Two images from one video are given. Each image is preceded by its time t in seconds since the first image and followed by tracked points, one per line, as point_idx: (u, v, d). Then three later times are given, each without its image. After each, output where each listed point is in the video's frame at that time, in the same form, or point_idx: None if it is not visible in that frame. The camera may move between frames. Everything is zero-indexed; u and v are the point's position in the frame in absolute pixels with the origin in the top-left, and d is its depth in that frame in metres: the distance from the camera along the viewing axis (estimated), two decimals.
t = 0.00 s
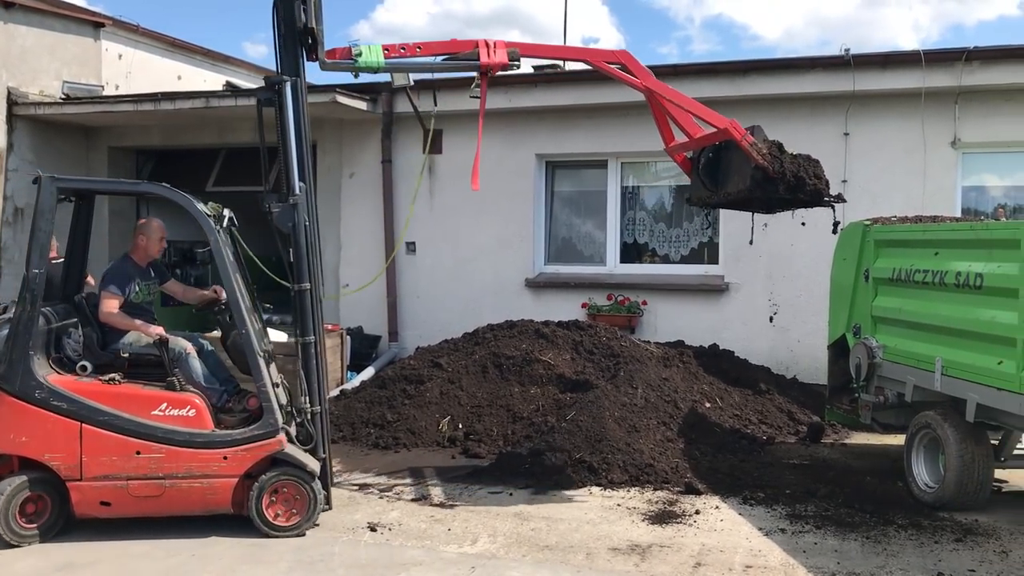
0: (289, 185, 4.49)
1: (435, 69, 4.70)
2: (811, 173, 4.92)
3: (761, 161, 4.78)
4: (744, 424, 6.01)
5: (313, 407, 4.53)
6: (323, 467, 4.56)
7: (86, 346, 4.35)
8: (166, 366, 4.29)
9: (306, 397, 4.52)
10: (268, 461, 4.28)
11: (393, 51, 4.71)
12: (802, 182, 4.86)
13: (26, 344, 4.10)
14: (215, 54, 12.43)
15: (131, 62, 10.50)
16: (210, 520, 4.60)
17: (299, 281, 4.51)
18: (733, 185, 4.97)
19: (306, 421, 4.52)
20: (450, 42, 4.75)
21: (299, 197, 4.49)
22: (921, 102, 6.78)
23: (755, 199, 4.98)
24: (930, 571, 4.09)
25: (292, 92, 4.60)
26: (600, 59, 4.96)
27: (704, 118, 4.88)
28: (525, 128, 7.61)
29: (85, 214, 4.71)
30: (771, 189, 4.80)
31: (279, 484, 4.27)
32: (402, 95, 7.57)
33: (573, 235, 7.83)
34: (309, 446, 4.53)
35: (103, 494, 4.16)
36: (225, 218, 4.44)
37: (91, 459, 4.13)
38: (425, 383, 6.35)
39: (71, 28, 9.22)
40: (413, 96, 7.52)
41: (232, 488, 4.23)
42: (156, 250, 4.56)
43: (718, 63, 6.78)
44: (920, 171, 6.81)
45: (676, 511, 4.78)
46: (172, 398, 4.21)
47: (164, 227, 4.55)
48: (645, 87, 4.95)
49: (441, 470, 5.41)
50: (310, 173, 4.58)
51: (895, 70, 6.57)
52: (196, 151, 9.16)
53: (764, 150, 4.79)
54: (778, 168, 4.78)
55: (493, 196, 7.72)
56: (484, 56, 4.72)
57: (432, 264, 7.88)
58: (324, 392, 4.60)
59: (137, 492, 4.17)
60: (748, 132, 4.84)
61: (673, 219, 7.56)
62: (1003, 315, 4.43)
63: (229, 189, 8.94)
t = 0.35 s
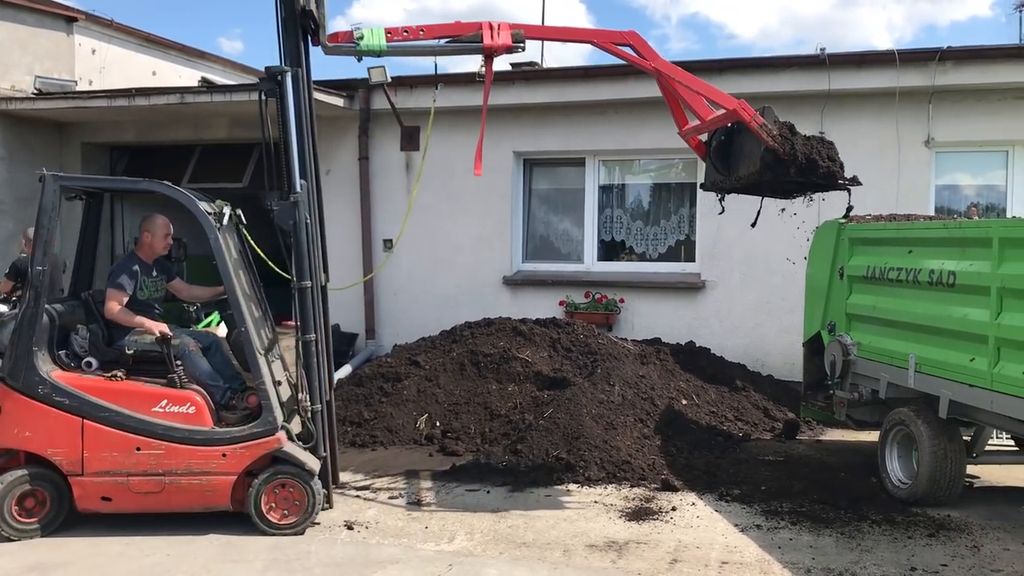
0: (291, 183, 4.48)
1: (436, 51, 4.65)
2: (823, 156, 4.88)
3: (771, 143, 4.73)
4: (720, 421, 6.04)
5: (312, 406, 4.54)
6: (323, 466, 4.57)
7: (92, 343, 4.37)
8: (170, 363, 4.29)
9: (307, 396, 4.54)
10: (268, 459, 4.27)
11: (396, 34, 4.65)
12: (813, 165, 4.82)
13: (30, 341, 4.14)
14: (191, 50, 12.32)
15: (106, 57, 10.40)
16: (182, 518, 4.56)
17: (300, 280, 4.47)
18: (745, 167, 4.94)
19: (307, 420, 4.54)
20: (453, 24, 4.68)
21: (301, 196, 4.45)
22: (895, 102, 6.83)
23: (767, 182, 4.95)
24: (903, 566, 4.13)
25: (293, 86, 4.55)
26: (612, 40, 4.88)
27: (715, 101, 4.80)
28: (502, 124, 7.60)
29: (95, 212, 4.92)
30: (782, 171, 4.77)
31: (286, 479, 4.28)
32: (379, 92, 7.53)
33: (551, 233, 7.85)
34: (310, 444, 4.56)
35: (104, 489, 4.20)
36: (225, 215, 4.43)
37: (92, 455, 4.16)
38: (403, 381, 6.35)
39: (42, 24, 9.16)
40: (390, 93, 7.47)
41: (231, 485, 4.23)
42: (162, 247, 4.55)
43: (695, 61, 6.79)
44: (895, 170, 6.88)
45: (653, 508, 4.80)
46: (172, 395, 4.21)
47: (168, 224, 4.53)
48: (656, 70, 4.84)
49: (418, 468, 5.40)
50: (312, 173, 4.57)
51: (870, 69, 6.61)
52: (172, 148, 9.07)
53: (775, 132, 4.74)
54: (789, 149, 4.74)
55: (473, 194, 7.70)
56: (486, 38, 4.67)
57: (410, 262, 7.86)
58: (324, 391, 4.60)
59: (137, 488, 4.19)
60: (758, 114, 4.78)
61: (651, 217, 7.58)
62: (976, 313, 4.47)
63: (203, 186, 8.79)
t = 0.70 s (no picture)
0: (299, 180, 4.46)
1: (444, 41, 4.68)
2: (840, 146, 4.85)
3: (788, 133, 4.71)
4: (699, 419, 6.07)
5: (320, 406, 4.50)
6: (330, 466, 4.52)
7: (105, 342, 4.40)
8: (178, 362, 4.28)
9: (316, 396, 4.51)
10: (277, 458, 4.22)
11: (406, 24, 4.66)
12: (831, 155, 4.79)
13: (43, 339, 4.14)
14: (168, 48, 12.22)
15: (82, 55, 10.31)
16: (161, 520, 4.53)
17: (309, 280, 4.46)
18: (761, 159, 4.94)
19: (315, 420, 4.51)
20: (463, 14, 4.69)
21: (309, 194, 4.45)
22: (872, 101, 6.89)
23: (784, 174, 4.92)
24: (880, 563, 4.16)
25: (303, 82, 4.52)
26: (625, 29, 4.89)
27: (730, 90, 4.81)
28: (482, 122, 7.59)
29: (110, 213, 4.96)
30: (798, 162, 4.75)
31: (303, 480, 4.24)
32: (358, 90, 7.50)
33: (531, 232, 7.85)
34: (318, 445, 4.50)
35: (114, 488, 4.18)
36: (233, 215, 4.37)
37: (103, 453, 4.15)
38: (383, 381, 6.34)
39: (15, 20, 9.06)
40: (369, 91, 7.42)
41: (238, 485, 4.20)
42: (173, 246, 4.52)
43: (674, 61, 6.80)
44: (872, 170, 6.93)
45: (633, 506, 4.81)
46: (182, 394, 4.20)
47: (179, 224, 4.50)
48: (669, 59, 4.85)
49: (398, 467, 5.39)
50: (321, 172, 4.56)
51: (847, 69, 6.66)
52: (150, 147, 9.00)
53: (791, 122, 4.71)
54: (805, 140, 4.71)
55: (453, 193, 7.69)
56: (498, 27, 4.64)
57: (390, 260, 7.85)
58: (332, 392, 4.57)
59: (146, 487, 4.18)
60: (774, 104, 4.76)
61: (630, 216, 7.60)
62: (952, 311, 4.51)
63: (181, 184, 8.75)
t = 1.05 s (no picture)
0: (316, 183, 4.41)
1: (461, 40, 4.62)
2: (864, 143, 4.87)
3: (808, 131, 4.74)
4: (684, 420, 6.09)
5: (336, 408, 4.48)
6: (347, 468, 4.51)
7: (123, 344, 4.41)
8: (196, 364, 4.30)
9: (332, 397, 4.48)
10: (293, 460, 4.20)
11: (422, 24, 4.64)
12: (853, 152, 4.81)
13: (60, 340, 4.15)
14: (151, 48, 12.16)
15: (63, 55, 10.24)
16: (143, 524, 4.50)
17: (325, 282, 4.40)
18: (783, 157, 4.97)
19: (331, 422, 4.49)
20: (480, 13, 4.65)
21: (326, 197, 4.40)
22: (855, 104, 6.93)
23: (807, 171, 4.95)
24: (864, 562, 4.18)
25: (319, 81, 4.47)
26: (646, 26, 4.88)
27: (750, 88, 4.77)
28: (466, 122, 7.59)
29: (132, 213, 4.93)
30: (820, 160, 4.78)
31: (320, 485, 4.22)
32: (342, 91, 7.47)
33: (516, 233, 7.84)
34: (334, 447, 4.49)
35: (132, 489, 4.16)
36: (248, 216, 4.36)
37: (120, 455, 4.13)
38: (368, 383, 6.34)
39: None
40: (354, 92, 7.41)
41: (255, 487, 4.18)
42: (188, 246, 4.54)
43: (658, 62, 6.81)
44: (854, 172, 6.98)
45: (618, 507, 4.81)
46: (198, 396, 4.19)
47: (191, 222, 4.52)
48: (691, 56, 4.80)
49: (382, 469, 5.38)
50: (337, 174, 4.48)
51: (830, 72, 6.70)
52: (132, 148, 8.95)
53: (813, 120, 4.74)
54: (827, 137, 4.74)
55: (438, 194, 7.68)
56: (514, 26, 4.60)
57: (374, 261, 7.84)
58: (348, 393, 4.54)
59: (162, 489, 4.16)
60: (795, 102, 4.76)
61: (614, 217, 7.61)
62: (934, 312, 4.54)
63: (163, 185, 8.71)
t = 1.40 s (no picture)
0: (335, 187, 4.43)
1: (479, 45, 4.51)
2: (889, 148, 4.64)
3: (831, 135, 4.54)
4: (667, 423, 6.10)
5: (355, 414, 4.48)
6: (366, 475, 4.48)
7: (143, 348, 4.39)
8: (216, 371, 4.25)
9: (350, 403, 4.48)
10: (312, 467, 4.18)
11: (441, 29, 4.51)
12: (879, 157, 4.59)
13: (81, 347, 4.15)
14: (132, 52, 12.10)
15: (42, 59, 10.18)
16: (124, 531, 4.47)
17: (344, 287, 4.41)
18: (805, 161, 4.79)
19: (350, 428, 4.48)
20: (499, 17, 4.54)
21: (344, 201, 4.42)
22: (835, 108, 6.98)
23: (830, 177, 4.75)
24: (846, 564, 4.20)
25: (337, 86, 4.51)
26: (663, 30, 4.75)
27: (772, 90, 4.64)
28: (449, 126, 7.60)
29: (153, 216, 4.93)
30: (844, 165, 4.57)
31: (340, 492, 4.20)
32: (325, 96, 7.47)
33: (500, 237, 7.84)
34: (353, 453, 4.47)
35: (152, 496, 4.16)
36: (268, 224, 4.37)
37: (140, 461, 4.13)
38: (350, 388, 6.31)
39: None
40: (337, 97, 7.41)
41: (274, 494, 4.16)
42: (207, 249, 4.48)
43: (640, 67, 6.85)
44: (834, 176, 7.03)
45: (602, 510, 4.83)
46: (218, 403, 4.16)
47: (208, 225, 4.45)
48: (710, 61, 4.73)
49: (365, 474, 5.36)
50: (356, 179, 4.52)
51: (810, 76, 6.75)
52: (113, 152, 8.90)
53: (837, 123, 4.53)
54: (851, 141, 4.52)
55: (421, 197, 7.68)
56: (533, 30, 4.50)
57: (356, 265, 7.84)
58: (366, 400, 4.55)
59: (182, 496, 4.15)
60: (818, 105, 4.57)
61: (597, 221, 7.63)
62: (914, 314, 4.57)
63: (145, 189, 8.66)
